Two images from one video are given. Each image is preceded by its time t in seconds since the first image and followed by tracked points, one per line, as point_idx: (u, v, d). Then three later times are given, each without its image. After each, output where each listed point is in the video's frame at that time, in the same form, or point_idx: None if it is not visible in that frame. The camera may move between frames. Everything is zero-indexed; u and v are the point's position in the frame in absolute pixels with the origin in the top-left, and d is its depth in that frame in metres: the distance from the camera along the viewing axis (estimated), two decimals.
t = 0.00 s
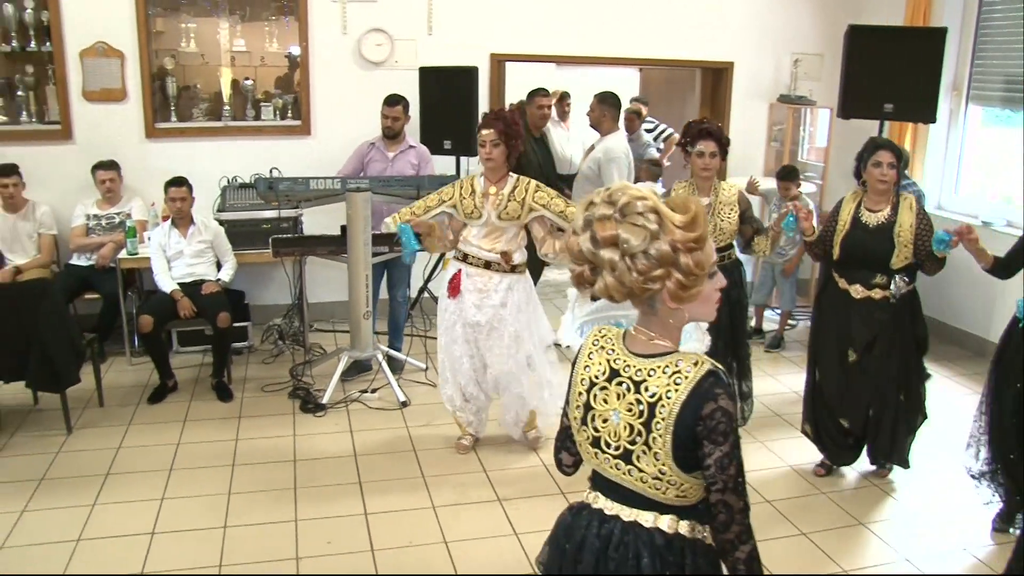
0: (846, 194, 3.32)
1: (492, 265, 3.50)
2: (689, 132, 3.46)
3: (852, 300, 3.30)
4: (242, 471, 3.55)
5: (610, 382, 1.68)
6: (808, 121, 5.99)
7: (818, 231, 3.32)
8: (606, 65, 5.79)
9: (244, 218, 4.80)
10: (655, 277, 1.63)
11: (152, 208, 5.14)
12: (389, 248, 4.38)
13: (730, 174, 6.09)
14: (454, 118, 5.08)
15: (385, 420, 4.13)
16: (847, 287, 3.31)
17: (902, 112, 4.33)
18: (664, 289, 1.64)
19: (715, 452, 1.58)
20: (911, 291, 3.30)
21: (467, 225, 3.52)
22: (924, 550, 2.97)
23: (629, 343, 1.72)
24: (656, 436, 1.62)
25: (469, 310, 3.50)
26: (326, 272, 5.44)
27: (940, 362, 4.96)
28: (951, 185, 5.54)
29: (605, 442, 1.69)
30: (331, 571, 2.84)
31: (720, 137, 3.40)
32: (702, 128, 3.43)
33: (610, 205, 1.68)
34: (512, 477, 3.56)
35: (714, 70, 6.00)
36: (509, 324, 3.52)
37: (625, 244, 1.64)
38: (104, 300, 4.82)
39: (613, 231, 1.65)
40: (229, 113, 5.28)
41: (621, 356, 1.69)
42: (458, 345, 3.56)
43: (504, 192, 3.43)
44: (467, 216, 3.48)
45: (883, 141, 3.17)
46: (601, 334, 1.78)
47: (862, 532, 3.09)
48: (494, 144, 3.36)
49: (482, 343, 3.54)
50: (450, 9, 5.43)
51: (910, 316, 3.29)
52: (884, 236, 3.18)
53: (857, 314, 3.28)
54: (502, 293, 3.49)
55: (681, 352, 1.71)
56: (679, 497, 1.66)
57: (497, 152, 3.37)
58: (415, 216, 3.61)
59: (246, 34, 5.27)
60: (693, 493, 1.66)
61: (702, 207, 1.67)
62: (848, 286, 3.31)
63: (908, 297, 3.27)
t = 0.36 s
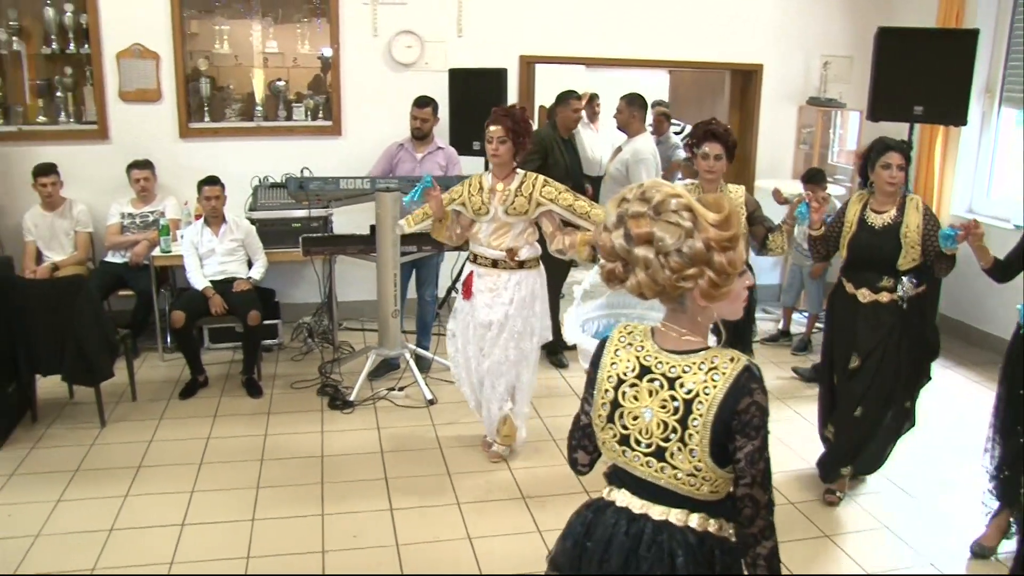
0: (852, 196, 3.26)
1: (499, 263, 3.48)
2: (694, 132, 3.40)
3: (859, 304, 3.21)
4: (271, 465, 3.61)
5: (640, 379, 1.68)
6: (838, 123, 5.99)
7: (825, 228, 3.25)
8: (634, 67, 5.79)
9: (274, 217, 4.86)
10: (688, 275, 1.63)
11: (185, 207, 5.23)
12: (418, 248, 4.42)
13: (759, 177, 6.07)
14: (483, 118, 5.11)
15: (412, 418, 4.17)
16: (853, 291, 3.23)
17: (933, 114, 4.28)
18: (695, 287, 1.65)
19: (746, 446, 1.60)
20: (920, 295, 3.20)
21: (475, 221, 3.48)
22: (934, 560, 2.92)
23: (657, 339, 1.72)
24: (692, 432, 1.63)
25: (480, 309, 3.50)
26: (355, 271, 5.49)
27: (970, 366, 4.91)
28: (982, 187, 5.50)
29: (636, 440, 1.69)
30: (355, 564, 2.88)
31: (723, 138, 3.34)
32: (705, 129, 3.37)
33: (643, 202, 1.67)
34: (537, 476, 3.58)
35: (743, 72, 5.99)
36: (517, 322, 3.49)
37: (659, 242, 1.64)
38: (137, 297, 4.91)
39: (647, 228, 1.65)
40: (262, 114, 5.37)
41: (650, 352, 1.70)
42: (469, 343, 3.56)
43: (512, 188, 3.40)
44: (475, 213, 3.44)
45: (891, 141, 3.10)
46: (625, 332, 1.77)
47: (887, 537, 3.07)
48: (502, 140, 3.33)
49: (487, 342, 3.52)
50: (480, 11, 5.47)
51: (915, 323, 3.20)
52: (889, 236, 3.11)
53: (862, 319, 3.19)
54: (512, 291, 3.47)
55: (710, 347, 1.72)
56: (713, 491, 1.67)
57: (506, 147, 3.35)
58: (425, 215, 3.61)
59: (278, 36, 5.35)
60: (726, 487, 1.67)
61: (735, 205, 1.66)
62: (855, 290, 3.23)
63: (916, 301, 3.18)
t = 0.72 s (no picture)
0: (854, 201, 3.19)
1: (504, 266, 3.47)
2: (697, 134, 3.40)
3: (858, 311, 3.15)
4: (292, 460, 3.65)
5: (683, 377, 1.68)
6: (862, 125, 5.92)
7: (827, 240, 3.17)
8: (658, 67, 5.79)
9: (300, 215, 4.92)
10: (733, 276, 1.65)
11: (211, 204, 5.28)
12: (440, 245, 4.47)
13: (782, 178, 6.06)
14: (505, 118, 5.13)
15: (432, 415, 4.19)
16: (853, 298, 3.16)
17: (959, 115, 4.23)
18: (740, 288, 1.66)
19: (790, 438, 1.64)
20: (922, 298, 3.11)
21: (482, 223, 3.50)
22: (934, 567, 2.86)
23: (697, 337, 1.72)
24: (738, 428, 1.64)
25: (486, 311, 3.48)
26: (378, 268, 5.53)
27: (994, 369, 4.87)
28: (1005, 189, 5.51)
29: (679, 435, 1.70)
30: (373, 559, 2.91)
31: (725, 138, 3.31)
32: (707, 131, 3.37)
33: (690, 205, 1.69)
34: (556, 473, 3.59)
35: (767, 72, 5.98)
36: (523, 324, 3.45)
37: (705, 245, 1.65)
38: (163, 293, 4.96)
39: (694, 232, 1.67)
40: (287, 113, 5.42)
41: (692, 351, 1.69)
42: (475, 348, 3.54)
43: (516, 191, 3.39)
44: (480, 213, 3.46)
45: (892, 146, 3.03)
46: (662, 329, 1.77)
47: (907, 540, 3.06)
48: (513, 145, 3.29)
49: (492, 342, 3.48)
50: (503, 11, 5.50)
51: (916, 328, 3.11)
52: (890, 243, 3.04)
53: (861, 321, 3.14)
54: (517, 293, 3.44)
55: (750, 344, 1.73)
56: (756, 482, 1.70)
57: (518, 151, 3.31)
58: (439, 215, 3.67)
59: (304, 35, 5.40)
60: (767, 477, 1.71)
61: (777, 208, 1.68)
62: (854, 297, 3.16)
63: (916, 302, 3.10)
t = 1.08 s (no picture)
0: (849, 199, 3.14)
1: (497, 272, 3.42)
2: (692, 131, 3.37)
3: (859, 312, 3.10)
4: (309, 457, 3.67)
5: (707, 362, 1.75)
6: (882, 126, 5.85)
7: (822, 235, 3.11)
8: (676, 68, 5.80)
9: (320, 212, 4.94)
10: (755, 266, 1.70)
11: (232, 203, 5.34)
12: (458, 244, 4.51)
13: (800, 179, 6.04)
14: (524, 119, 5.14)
15: (449, 412, 4.22)
16: (853, 297, 3.12)
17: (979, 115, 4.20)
18: (761, 277, 1.72)
19: (810, 420, 1.73)
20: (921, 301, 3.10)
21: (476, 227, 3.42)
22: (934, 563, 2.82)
23: (721, 325, 1.78)
24: (761, 410, 1.72)
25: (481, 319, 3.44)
26: (396, 268, 5.57)
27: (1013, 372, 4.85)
28: None
29: (704, 417, 1.76)
30: (389, 554, 2.93)
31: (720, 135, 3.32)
32: (702, 128, 3.36)
33: (712, 200, 1.75)
34: (571, 471, 3.61)
35: (786, 73, 5.97)
36: (520, 330, 3.42)
37: (728, 237, 1.71)
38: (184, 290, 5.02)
39: (716, 225, 1.73)
40: (307, 113, 5.47)
41: (716, 337, 1.76)
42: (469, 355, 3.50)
43: (514, 196, 3.33)
44: (475, 218, 3.38)
45: (889, 143, 3.00)
46: (686, 317, 1.82)
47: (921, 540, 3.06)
48: (518, 151, 3.25)
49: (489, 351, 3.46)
50: (523, 12, 5.52)
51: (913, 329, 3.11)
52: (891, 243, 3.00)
53: (861, 326, 3.09)
54: (512, 300, 3.40)
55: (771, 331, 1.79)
56: (775, 460, 1.77)
57: (521, 158, 3.28)
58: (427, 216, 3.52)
59: (324, 36, 5.45)
60: (785, 455, 1.79)
61: (795, 202, 1.75)
62: (854, 296, 3.12)
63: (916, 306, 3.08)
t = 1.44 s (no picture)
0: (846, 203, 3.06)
1: (488, 276, 3.38)
2: (694, 134, 3.38)
3: (853, 319, 3.00)
4: (324, 454, 3.71)
5: (726, 346, 1.77)
6: (898, 127, 5.81)
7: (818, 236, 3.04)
8: (692, 69, 5.80)
9: (335, 212, 4.97)
10: (773, 252, 1.72)
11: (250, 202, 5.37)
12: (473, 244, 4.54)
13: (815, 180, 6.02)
14: (539, 120, 5.14)
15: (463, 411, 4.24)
16: (845, 304, 3.03)
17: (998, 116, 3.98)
18: (778, 264, 1.73)
19: (822, 401, 1.72)
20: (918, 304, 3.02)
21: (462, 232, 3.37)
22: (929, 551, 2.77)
23: (740, 311, 1.79)
24: (777, 391, 1.72)
25: (470, 326, 3.38)
26: (411, 267, 5.60)
27: None
28: None
29: (724, 399, 1.78)
30: (402, 552, 2.95)
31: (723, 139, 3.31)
32: (705, 131, 3.36)
33: (734, 190, 1.77)
34: (585, 470, 3.62)
35: (802, 73, 5.96)
36: (513, 333, 3.39)
37: (749, 225, 1.73)
38: (201, 289, 5.06)
39: (738, 213, 1.74)
40: (324, 113, 5.50)
41: (735, 322, 1.77)
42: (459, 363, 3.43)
43: (503, 199, 3.32)
44: (462, 221, 3.33)
45: (887, 148, 2.93)
46: (709, 304, 1.85)
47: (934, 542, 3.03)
48: (509, 150, 3.23)
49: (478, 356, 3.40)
50: (539, 12, 5.53)
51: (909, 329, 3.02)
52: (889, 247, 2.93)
53: (854, 330, 3.00)
54: (504, 303, 3.37)
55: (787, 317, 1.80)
56: (792, 441, 1.77)
57: (513, 157, 3.26)
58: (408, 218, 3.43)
59: (342, 36, 5.48)
60: (802, 437, 1.78)
61: (812, 193, 1.76)
62: (847, 303, 3.02)
63: (912, 310, 2.99)
